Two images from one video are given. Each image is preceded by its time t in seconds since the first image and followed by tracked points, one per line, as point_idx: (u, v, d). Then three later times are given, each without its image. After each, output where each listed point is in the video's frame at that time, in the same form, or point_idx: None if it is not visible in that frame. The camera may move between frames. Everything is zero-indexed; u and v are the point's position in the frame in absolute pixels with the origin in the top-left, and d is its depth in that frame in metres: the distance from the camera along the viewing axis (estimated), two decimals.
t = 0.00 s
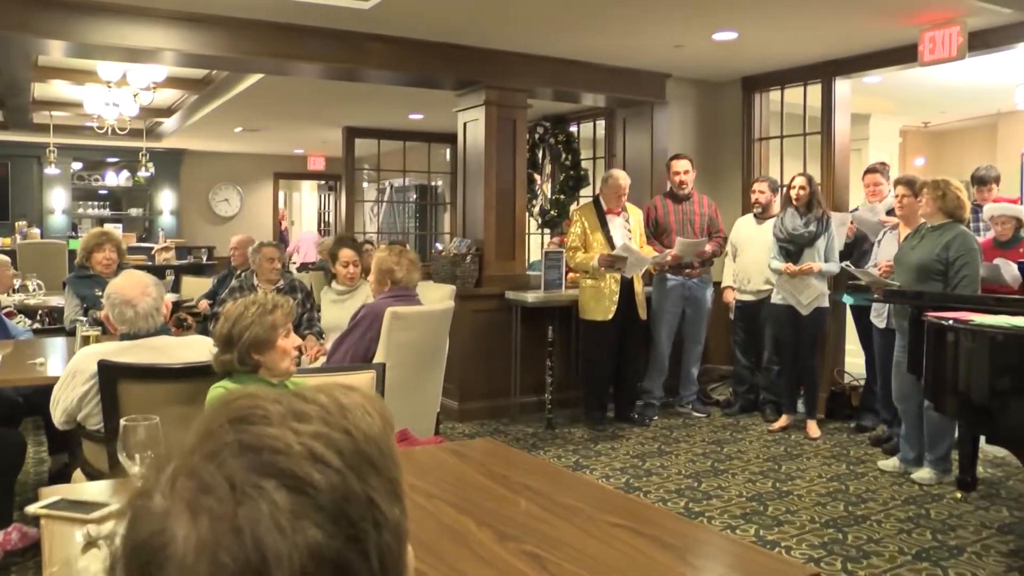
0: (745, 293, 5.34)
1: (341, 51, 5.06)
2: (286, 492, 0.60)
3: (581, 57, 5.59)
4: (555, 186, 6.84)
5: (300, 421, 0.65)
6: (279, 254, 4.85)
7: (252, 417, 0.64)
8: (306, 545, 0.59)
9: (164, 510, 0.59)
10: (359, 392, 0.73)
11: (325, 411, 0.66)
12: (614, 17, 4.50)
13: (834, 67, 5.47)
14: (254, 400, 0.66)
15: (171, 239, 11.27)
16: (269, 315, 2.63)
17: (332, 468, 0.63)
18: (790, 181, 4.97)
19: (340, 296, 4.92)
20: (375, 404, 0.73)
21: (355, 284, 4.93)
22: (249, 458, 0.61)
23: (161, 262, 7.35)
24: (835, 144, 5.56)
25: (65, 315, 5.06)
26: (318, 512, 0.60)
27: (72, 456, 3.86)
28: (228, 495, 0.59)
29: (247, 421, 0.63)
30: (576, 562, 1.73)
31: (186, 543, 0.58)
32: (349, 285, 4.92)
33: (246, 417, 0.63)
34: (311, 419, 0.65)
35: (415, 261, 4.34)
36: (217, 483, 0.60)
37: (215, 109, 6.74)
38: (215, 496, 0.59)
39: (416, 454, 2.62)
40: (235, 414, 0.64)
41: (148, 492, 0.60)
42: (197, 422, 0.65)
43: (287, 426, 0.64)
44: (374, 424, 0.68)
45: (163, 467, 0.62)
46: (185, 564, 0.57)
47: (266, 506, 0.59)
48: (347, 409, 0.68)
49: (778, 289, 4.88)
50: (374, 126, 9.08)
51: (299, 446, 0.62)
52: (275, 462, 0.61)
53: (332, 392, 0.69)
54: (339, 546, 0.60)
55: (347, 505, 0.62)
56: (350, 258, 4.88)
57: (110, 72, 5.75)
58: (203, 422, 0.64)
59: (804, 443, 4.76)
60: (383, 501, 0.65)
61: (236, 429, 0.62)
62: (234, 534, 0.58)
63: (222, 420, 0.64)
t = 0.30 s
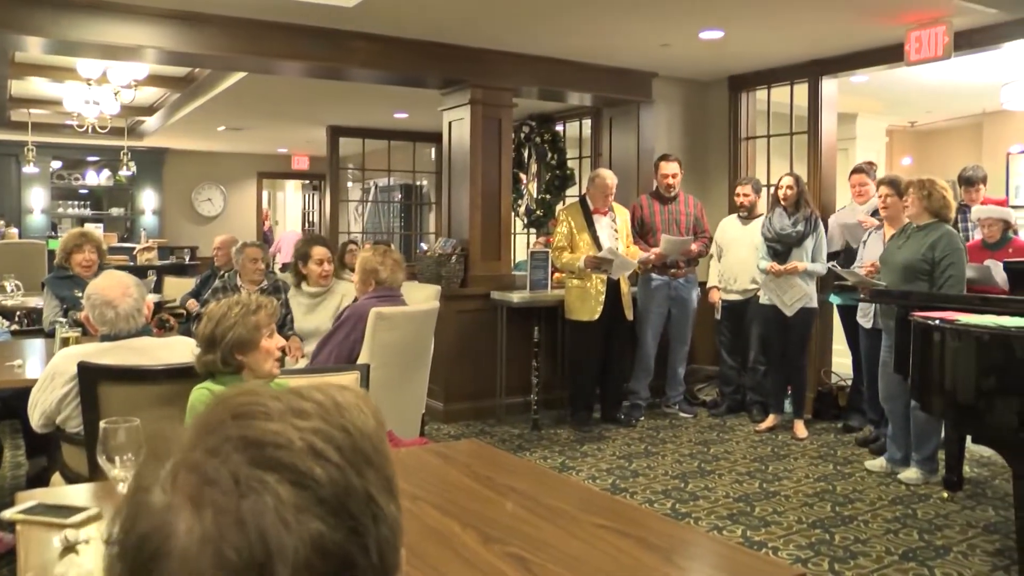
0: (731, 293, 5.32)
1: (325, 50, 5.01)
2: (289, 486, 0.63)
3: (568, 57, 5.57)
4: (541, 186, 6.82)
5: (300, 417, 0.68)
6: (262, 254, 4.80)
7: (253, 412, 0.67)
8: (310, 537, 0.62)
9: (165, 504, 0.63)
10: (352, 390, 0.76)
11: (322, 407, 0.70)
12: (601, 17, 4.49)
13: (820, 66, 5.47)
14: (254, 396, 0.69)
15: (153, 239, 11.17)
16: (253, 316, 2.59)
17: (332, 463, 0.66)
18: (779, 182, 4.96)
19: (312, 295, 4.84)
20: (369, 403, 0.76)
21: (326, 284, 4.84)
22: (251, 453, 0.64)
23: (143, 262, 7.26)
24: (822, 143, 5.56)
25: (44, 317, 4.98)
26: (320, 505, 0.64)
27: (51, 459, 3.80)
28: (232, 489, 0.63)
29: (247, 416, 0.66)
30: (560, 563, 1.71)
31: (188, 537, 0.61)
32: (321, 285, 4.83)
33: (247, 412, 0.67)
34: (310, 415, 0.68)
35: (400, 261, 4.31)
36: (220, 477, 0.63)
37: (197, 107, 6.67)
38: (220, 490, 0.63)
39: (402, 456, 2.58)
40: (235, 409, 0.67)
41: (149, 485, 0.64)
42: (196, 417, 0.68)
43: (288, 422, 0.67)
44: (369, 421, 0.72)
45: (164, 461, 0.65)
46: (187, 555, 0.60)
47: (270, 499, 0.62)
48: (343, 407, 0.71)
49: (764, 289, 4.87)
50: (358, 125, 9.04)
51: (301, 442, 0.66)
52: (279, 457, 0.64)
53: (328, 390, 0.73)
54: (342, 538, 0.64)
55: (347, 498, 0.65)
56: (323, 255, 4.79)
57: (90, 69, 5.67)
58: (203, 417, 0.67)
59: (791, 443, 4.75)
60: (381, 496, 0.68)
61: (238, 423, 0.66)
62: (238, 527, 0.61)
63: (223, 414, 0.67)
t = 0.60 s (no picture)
0: (719, 293, 5.24)
1: (305, 45, 4.90)
2: (287, 487, 0.63)
3: (553, 53, 5.49)
4: (527, 185, 6.74)
5: (298, 418, 0.68)
6: (241, 253, 4.68)
7: (251, 412, 0.67)
8: (308, 536, 0.62)
9: (160, 502, 0.61)
10: (347, 394, 0.76)
11: (317, 407, 0.70)
12: (587, 12, 4.42)
13: (809, 63, 5.42)
14: (251, 397, 0.69)
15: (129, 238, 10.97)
16: (232, 318, 2.48)
17: (330, 464, 0.66)
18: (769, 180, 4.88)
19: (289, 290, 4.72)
20: (362, 405, 0.76)
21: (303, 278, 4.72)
22: (249, 452, 0.64)
23: (118, 262, 7.09)
24: (811, 141, 5.49)
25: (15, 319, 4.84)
26: (316, 505, 0.63)
27: (19, 467, 3.66)
28: (230, 487, 0.62)
29: (244, 417, 0.66)
30: (544, 568, 1.62)
31: (184, 535, 0.60)
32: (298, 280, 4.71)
33: (245, 412, 0.66)
34: (309, 417, 0.68)
35: (382, 261, 4.22)
36: (217, 475, 0.62)
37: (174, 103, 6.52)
38: (217, 489, 0.62)
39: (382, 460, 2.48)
40: (232, 409, 0.67)
41: (143, 484, 0.62)
42: (192, 417, 0.67)
43: (286, 423, 0.67)
44: (365, 424, 0.72)
45: (159, 459, 0.64)
46: (182, 553, 0.59)
47: (268, 498, 0.62)
48: (339, 409, 0.71)
49: (753, 289, 4.81)
50: (339, 123, 8.94)
51: (298, 442, 0.65)
52: (276, 457, 0.64)
53: (323, 393, 0.73)
54: (339, 539, 0.63)
55: (344, 500, 0.65)
56: (300, 248, 4.64)
57: (63, 63, 5.51)
58: (199, 417, 0.67)
59: (780, 446, 4.68)
60: (378, 499, 0.68)
61: (236, 423, 0.65)
62: (235, 525, 0.60)
63: (220, 414, 0.66)
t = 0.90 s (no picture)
0: (709, 295, 5.21)
1: (287, 42, 4.80)
2: (276, 497, 0.60)
3: (539, 51, 5.42)
4: (512, 184, 6.68)
5: (282, 423, 0.65)
6: (221, 254, 4.58)
7: (234, 421, 0.64)
8: (301, 547, 0.60)
9: (145, 519, 0.58)
10: (328, 390, 0.74)
11: (299, 410, 0.67)
12: (574, 9, 4.35)
13: (798, 60, 5.38)
14: (232, 404, 0.66)
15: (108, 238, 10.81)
16: (212, 319, 2.40)
17: (318, 470, 0.63)
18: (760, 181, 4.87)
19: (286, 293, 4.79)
20: (345, 402, 0.74)
21: (300, 280, 4.76)
22: (236, 464, 0.61)
23: (95, 263, 6.97)
24: (800, 140, 5.45)
25: None
26: (308, 515, 0.61)
27: None
28: (218, 502, 0.59)
29: (227, 426, 0.63)
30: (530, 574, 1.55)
31: (173, 551, 0.57)
32: (295, 282, 4.76)
33: (228, 423, 0.63)
34: (293, 422, 0.66)
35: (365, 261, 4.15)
36: (204, 489, 0.59)
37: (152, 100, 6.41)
38: (204, 504, 0.59)
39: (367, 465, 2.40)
40: (214, 418, 0.64)
41: (126, 500, 0.59)
42: (171, 427, 0.64)
43: (271, 430, 0.64)
44: (352, 425, 0.70)
45: (141, 474, 0.61)
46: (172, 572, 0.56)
47: (257, 511, 0.59)
48: (322, 408, 0.69)
49: (741, 290, 4.77)
50: (322, 122, 8.87)
51: (285, 450, 0.63)
52: (263, 467, 0.61)
53: (304, 392, 0.71)
54: (332, 548, 0.61)
55: (335, 506, 0.63)
56: (295, 251, 4.70)
57: (37, 59, 5.38)
58: (180, 428, 0.63)
59: (769, 449, 4.63)
60: (367, 501, 0.66)
61: (220, 434, 0.62)
62: (225, 541, 0.57)
63: (201, 425, 0.63)
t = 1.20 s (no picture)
0: (697, 296, 5.17)
1: (271, 39, 4.73)
2: (274, 491, 0.61)
3: (526, 48, 5.37)
4: (499, 183, 6.63)
5: (280, 423, 0.65)
6: (204, 255, 4.50)
7: (232, 418, 0.64)
8: (297, 540, 0.60)
9: (141, 510, 0.59)
10: (323, 396, 0.74)
11: (297, 409, 0.68)
12: (563, 8, 4.31)
13: (787, 60, 5.35)
14: (232, 403, 0.66)
15: (87, 238, 10.67)
16: (193, 322, 2.34)
17: (314, 469, 0.64)
18: (754, 180, 4.81)
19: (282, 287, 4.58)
20: (340, 407, 0.74)
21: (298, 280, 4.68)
22: (234, 458, 0.61)
23: (74, 263, 6.86)
24: (789, 139, 5.44)
25: None
26: (304, 510, 0.61)
27: None
28: (217, 493, 0.59)
29: (227, 421, 0.64)
30: None
31: (168, 541, 0.58)
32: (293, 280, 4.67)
33: (226, 419, 0.64)
34: (291, 421, 0.66)
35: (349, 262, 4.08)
36: (203, 480, 0.60)
37: (131, 98, 6.32)
38: (203, 495, 0.59)
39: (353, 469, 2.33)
40: (214, 414, 0.64)
41: (123, 491, 0.60)
42: (171, 423, 0.65)
43: (270, 427, 0.64)
44: (347, 431, 0.69)
45: (140, 466, 0.62)
46: (169, 560, 0.57)
47: (255, 503, 0.60)
48: (318, 410, 0.69)
49: (731, 289, 4.74)
50: (305, 120, 8.79)
51: (284, 447, 0.63)
52: (261, 462, 0.62)
53: (300, 395, 0.71)
54: (328, 544, 0.62)
55: (330, 505, 0.63)
56: (293, 251, 4.81)
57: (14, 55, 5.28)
58: (180, 422, 0.64)
59: (758, 451, 4.60)
60: (361, 503, 0.66)
61: (219, 427, 0.63)
62: (221, 531, 0.58)
63: (199, 421, 0.64)
